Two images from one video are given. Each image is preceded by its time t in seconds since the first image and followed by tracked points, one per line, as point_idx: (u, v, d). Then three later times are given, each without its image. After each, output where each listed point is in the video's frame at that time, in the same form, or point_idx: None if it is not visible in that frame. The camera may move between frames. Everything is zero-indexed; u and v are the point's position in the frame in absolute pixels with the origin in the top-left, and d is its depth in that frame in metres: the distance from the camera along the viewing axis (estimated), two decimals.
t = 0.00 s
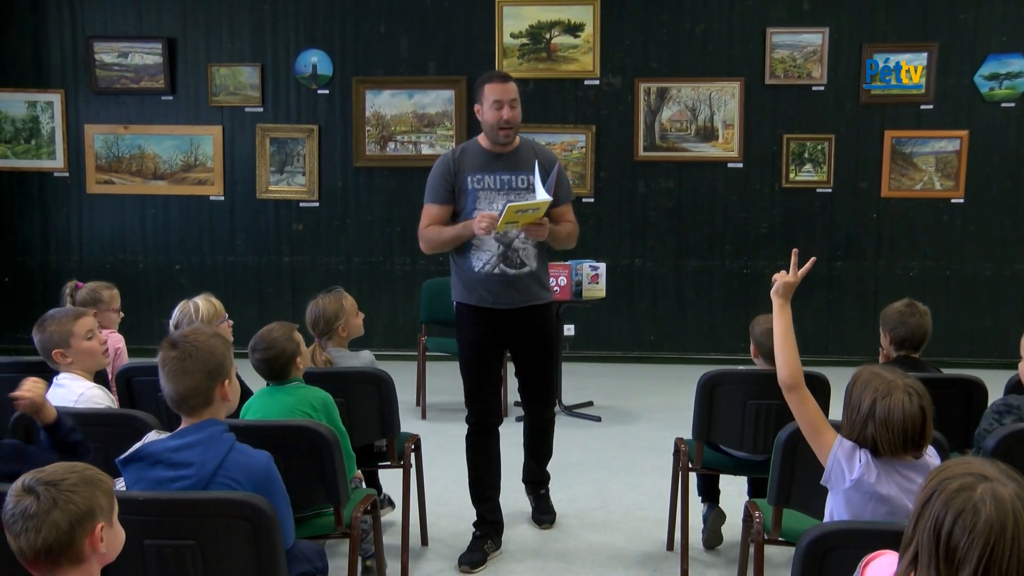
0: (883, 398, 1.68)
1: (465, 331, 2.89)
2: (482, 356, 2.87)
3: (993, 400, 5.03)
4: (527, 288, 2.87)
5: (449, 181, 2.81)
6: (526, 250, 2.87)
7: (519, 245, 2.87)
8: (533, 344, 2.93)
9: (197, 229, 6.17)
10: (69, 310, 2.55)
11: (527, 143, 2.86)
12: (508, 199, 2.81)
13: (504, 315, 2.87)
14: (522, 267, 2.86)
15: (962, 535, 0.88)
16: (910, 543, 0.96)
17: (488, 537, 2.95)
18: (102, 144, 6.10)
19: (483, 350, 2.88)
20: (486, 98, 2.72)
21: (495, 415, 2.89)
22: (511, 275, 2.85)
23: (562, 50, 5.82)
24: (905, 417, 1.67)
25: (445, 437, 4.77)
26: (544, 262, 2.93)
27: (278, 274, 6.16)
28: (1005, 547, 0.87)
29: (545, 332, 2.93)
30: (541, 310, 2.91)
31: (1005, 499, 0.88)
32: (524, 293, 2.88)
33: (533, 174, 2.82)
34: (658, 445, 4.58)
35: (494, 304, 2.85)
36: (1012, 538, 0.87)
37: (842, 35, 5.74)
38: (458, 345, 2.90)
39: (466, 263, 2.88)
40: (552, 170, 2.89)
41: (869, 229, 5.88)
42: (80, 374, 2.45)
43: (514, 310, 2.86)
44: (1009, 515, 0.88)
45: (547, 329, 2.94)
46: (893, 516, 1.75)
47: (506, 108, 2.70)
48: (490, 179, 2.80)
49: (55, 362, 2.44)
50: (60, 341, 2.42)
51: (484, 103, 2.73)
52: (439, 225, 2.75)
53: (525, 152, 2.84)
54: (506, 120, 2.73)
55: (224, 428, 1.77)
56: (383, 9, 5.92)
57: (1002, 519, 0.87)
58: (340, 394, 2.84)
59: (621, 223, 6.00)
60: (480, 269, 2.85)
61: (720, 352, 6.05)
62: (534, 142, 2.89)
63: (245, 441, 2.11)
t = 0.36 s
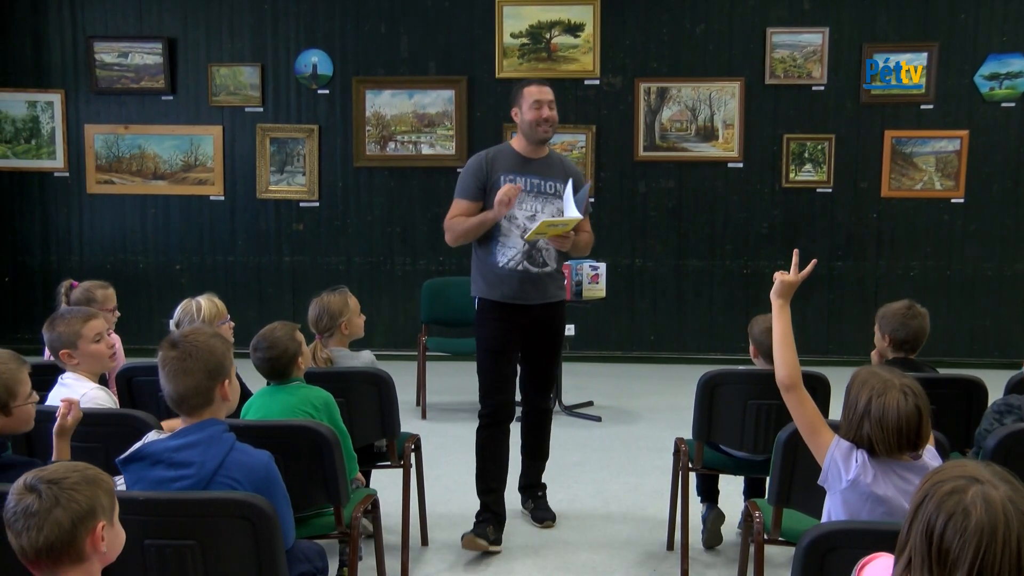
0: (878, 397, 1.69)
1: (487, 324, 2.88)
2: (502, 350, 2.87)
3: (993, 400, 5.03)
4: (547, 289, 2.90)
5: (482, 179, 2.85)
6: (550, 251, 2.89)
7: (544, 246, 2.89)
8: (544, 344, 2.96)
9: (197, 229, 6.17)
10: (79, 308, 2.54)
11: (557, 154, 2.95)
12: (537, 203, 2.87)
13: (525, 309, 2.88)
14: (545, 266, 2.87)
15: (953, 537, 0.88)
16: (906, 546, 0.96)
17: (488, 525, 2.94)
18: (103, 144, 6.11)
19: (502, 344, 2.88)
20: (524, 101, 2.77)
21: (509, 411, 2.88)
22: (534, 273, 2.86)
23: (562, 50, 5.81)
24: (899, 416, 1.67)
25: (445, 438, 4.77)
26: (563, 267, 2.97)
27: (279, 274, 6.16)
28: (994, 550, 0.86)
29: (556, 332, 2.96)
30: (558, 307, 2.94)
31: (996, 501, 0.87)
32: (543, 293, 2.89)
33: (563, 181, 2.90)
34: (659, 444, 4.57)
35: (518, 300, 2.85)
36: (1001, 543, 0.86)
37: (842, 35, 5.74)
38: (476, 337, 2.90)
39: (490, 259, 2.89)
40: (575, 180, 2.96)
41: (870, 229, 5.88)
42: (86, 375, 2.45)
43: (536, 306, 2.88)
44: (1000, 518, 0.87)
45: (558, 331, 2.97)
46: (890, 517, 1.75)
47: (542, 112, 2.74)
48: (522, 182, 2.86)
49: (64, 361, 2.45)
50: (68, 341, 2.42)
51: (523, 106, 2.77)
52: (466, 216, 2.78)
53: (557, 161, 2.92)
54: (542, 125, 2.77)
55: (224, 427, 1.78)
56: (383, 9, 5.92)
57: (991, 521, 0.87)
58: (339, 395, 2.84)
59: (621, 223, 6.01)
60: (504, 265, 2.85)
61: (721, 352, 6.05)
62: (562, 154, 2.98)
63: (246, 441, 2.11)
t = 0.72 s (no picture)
0: (869, 393, 1.68)
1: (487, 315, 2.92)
2: (502, 341, 2.92)
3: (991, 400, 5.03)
4: (550, 280, 2.99)
5: (499, 167, 2.91)
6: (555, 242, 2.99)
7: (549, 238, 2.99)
8: (540, 338, 3.01)
9: (196, 229, 6.17)
10: (85, 309, 2.55)
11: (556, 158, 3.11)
12: (545, 198, 2.99)
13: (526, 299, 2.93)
14: (549, 258, 2.95)
15: (943, 532, 0.88)
16: (899, 544, 0.95)
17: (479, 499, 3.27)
18: (101, 144, 6.10)
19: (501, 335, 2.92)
20: (539, 99, 2.84)
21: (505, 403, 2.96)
22: (540, 263, 2.94)
23: (561, 50, 5.82)
24: (890, 412, 1.66)
25: (444, 438, 4.77)
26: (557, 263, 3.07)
27: (278, 275, 6.16)
28: (984, 546, 0.86)
29: (551, 323, 3.02)
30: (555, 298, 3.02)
31: (986, 498, 0.87)
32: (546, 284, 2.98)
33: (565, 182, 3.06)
34: (658, 444, 4.57)
35: (527, 288, 2.91)
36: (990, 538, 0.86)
37: (841, 35, 5.75)
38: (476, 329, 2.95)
39: (500, 244, 2.94)
40: (571, 185, 3.12)
41: (869, 229, 5.88)
42: (86, 377, 2.45)
43: (540, 296, 2.94)
44: (991, 515, 0.86)
45: (553, 326, 3.02)
46: (878, 517, 1.74)
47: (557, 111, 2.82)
48: (534, 176, 2.97)
49: (65, 361, 2.45)
50: (71, 342, 2.42)
51: (538, 103, 2.85)
52: (484, 185, 2.81)
53: (558, 164, 3.08)
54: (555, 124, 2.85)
55: (223, 428, 1.78)
56: (382, 9, 5.92)
57: (981, 518, 0.86)
58: (338, 395, 2.83)
59: (620, 223, 6.01)
60: (515, 251, 2.91)
61: (720, 352, 6.05)
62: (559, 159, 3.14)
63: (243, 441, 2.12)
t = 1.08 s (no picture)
0: (867, 397, 1.67)
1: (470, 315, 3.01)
2: (484, 342, 3.00)
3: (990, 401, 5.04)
4: (535, 276, 3.05)
5: (478, 173, 2.94)
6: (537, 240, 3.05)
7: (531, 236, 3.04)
8: (527, 339, 3.05)
9: (195, 230, 6.17)
10: (80, 311, 2.53)
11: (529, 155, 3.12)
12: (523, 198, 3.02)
13: (511, 300, 3.00)
14: (534, 255, 3.02)
15: (927, 523, 0.87)
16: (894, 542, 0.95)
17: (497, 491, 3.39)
18: (100, 145, 6.10)
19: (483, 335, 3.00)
20: (502, 102, 2.92)
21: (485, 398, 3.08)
22: (526, 261, 3.00)
23: (560, 51, 5.82)
24: (886, 417, 1.65)
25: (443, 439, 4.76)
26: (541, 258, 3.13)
27: (277, 276, 6.16)
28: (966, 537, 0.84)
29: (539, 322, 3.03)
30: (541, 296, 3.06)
31: (973, 490, 0.86)
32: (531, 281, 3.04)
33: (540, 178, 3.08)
34: (657, 446, 4.57)
35: (513, 287, 2.98)
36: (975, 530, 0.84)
37: (840, 36, 5.75)
38: (460, 327, 3.05)
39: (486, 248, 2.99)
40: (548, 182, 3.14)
41: (868, 230, 5.88)
42: (76, 379, 2.44)
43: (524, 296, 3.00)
44: (976, 507, 0.85)
45: (541, 328, 3.04)
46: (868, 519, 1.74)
47: (521, 112, 2.89)
48: (511, 177, 2.99)
49: (56, 363, 2.44)
50: (63, 344, 2.40)
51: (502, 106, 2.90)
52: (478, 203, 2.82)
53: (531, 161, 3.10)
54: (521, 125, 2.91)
55: (222, 429, 1.77)
56: (382, 10, 5.92)
57: (965, 509, 0.85)
58: (338, 396, 2.83)
59: (619, 224, 6.01)
60: (501, 253, 2.97)
61: (719, 353, 6.06)
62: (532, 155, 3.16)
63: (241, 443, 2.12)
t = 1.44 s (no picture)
0: (869, 399, 1.67)
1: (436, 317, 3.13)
2: (451, 341, 3.12)
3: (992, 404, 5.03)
4: (497, 282, 3.12)
5: (431, 186, 3.06)
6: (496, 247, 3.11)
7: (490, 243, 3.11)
8: (493, 337, 3.15)
9: (197, 233, 6.17)
10: (79, 314, 2.54)
11: (497, 159, 3.16)
12: (482, 206, 3.09)
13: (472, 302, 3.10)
14: (492, 263, 3.09)
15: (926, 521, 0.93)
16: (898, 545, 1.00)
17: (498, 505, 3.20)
18: (103, 149, 6.11)
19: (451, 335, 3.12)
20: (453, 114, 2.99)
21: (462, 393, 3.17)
22: (483, 270, 3.08)
23: (562, 55, 5.83)
24: (889, 419, 1.65)
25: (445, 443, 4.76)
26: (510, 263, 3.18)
27: (279, 279, 6.16)
28: (962, 531, 0.90)
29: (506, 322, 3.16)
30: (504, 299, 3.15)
31: (972, 488, 0.92)
32: (492, 287, 3.11)
33: (504, 184, 3.11)
34: (659, 449, 4.57)
35: (468, 293, 3.08)
36: (970, 525, 0.90)
37: (842, 39, 5.75)
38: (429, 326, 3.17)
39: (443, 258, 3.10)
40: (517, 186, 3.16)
41: (870, 233, 5.88)
42: (74, 382, 2.44)
43: (484, 300, 3.10)
44: (974, 505, 0.90)
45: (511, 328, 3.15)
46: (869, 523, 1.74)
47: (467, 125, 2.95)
48: (468, 187, 3.08)
49: (53, 364, 2.44)
50: (60, 345, 2.41)
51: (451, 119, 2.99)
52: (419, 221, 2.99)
53: (497, 165, 3.14)
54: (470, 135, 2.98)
55: (225, 433, 1.78)
56: (384, 14, 5.93)
57: (962, 505, 0.91)
58: (339, 399, 2.83)
59: (621, 227, 6.00)
60: (455, 263, 3.07)
61: (721, 356, 6.05)
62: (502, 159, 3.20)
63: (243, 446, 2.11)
